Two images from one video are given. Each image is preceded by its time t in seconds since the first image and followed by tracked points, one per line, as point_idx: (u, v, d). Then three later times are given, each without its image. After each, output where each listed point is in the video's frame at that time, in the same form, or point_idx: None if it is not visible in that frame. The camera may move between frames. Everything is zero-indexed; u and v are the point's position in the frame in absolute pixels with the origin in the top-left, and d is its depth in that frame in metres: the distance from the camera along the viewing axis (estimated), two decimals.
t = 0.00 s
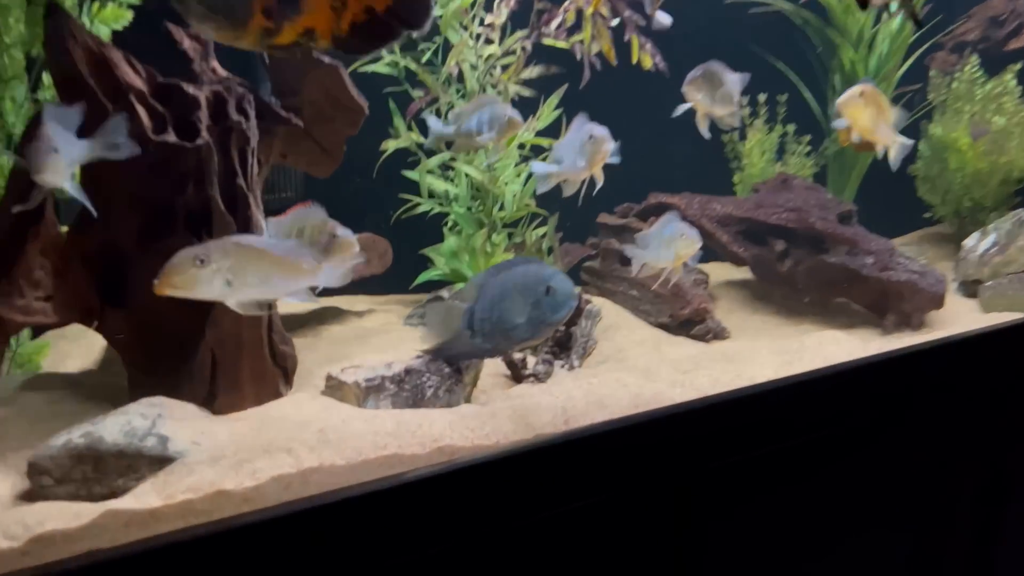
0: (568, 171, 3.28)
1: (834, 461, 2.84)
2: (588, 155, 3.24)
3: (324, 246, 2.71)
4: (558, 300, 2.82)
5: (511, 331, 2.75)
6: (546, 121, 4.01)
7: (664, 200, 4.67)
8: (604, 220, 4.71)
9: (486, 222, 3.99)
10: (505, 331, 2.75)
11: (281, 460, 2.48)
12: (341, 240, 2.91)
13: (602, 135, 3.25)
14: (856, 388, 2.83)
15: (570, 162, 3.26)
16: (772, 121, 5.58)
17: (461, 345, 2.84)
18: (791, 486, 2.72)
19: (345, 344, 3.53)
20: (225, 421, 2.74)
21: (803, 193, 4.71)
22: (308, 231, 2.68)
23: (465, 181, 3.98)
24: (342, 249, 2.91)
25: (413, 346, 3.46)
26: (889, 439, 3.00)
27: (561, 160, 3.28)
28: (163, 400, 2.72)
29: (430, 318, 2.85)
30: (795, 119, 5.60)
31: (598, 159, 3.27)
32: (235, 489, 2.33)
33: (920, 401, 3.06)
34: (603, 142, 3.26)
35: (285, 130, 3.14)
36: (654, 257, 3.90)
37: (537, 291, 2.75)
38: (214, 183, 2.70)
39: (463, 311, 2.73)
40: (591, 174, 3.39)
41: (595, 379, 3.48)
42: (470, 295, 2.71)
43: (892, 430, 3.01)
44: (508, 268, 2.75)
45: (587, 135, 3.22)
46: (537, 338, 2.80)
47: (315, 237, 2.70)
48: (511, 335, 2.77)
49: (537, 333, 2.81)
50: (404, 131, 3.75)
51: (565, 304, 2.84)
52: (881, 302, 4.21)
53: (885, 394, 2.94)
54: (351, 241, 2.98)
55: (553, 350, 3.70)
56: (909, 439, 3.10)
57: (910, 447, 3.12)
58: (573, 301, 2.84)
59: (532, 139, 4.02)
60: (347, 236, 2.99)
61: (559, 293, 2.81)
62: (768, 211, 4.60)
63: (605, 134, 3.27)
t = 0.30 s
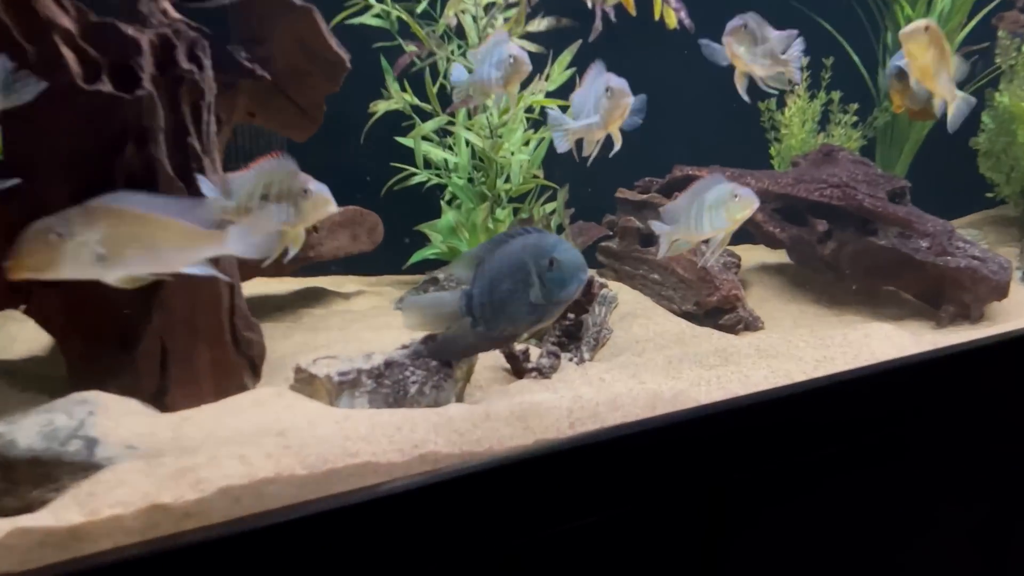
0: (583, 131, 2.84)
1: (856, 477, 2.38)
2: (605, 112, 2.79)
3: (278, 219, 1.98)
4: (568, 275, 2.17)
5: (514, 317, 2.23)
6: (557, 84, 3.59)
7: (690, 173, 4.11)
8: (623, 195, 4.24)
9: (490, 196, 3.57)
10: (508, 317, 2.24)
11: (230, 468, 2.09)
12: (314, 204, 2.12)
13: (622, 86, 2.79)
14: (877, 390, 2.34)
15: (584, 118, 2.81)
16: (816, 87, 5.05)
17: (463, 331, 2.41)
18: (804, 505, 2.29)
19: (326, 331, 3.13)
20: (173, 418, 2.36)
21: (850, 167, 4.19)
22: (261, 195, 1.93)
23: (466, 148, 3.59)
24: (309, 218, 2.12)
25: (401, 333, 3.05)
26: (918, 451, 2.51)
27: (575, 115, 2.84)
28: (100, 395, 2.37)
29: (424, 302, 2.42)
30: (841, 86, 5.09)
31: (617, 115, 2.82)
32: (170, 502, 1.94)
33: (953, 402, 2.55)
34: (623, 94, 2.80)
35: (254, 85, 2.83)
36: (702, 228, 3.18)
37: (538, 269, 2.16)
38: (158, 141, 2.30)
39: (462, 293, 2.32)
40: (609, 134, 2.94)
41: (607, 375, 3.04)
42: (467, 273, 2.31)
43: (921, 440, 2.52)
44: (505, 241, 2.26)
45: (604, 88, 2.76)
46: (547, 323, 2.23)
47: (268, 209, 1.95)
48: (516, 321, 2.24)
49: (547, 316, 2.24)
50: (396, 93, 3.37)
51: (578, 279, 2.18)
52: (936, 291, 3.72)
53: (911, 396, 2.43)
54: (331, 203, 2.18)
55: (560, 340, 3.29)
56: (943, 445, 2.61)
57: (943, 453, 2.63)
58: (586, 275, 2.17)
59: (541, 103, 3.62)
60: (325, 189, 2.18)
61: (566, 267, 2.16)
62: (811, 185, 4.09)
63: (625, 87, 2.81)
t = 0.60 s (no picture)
0: (596, 82, 2.46)
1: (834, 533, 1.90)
2: (619, 59, 2.39)
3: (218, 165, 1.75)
4: (561, 242, 1.77)
5: (504, 295, 1.83)
6: (568, 40, 3.20)
7: (712, 143, 3.67)
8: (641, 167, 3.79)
9: (489, 166, 3.19)
10: (497, 296, 1.84)
11: (152, 472, 1.76)
12: (257, 145, 1.87)
13: (639, 27, 2.36)
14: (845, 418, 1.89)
15: (597, 67, 2.44)
16: (862, 51, 4.55)
17: (450, 317, 1.97)
18: (781, 573, 1.81)
19: (297, 314, 2.79)
20: (101, 410, 2.04)
21: (898, 139, 3.72)
22: (196, 137, 1.70)
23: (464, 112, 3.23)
24: (254, 162, 1.89)
25: (380, 318, 2.70)
26: (918, 497, 2.01)
27: (588, 62, 2.47)
28: (16, 384, 2.08)
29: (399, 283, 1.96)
30: (888, 52, 4.60)
31: (634, 62, 2.41)
32: (73, 512, 1.61)
33: (957, 431, 2.05)
34: (640, 36, 2.37)
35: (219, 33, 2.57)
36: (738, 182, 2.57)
37: (526, 235, 1.75)
38: (81, 83, 1.94)
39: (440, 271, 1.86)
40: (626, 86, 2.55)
41: (613, 370, 2.65)
42: (446, 248, 1.83)
43: (947, 465, 2.06)
44: (492, 206, 1.79)
45: (617, 29, 2.35)
46: (541, 301, 1.84)
47: (206, 154, 1.72)
48: (507, 300, 1.84)
49: (542, 293, 1.84)
50: (385, 48, 3.04)
51: (574, 246, 1.78)
52: (997, 282, 3.20)
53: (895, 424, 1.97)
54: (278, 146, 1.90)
55: (561, 329, 2.89)
56: (958, 487, 2.08)
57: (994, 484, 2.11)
58: (583, 241, 1.76)
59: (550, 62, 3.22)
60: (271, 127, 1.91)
61: (558, 233, 1.76)
62: (853, 160, 3.63)
63: (644, 28, 2.38)
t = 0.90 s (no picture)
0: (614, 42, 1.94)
1: None
2: (644, 11, 1.87)
3: (169, 122, 1.41)
4: (571, 206, 1.36)
5: (506, 271, 1.47)
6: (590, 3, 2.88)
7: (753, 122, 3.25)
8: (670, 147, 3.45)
9: (501, 141, 2.84)
10: (499, 272, 1.48)
11: (85, 472, 1.53)
12: (213, 92, 1.42)
13: None
14: (812, 456, 1.50)
15: (614, 21, 1.91)
16: (922, 26, 4.13)
17: (454, 300, 1.62)
18: None
19: (284, 298, 2.54)
20: (47, 398, 1.82)
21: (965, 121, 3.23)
22: (141, 81, 1.36)
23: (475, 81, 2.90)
24: (210, 113, 1.44)
25: (371, 305, 2.42)
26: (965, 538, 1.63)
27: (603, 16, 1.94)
28: None
29: (394, 260, 1.64)
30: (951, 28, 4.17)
31: (662, 12, 1.87)
32: None
33: (970, 461, 1.64)
34: None
35: None
36: (806, 128, 1.76)
37: (529, 198, 1.38)
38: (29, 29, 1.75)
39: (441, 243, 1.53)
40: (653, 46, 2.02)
41: (631, 370, 2.34)
42: (446, 219, 1.49)
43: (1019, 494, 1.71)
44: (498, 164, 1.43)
45: None
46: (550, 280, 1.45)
47: (152, 106, 1.38)
48: (511, 277, 1.48)
49: (554, 269, 1.45)
50: (390, 10, 2.78)
51: (586, 212, 1.36)
52: None
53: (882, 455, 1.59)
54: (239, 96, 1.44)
55: (575, 322, 2.58)
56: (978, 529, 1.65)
57: None
58: (594, 206, 1.33)
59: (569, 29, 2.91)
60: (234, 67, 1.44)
61: (566, 195, 1.35)
62: (911, 143, 3.19)
63: None
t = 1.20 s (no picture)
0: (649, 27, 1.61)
1: None
2: None
3: (127, 90, 1.15)
4: (581, 184, 1.14)
5: (511, 265, 1.25)
6: None
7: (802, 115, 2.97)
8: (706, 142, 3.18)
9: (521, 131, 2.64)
10: (502, 268, 1.26)
11: (32, 492, 1.34)
12: (173, 53, 1.12)
13: None
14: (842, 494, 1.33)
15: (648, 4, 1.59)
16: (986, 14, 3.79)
17: (457, 304, 1.39)
18: None
19: (281, 296, 2.34)
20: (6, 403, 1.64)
21: None
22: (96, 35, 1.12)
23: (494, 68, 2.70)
24: (171, 79, 1.14)
25: (372, 305, 2.21)
26: None
27: None
28: None
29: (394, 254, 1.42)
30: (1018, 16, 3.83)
31: None
32: None
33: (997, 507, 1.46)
34: None
35: None
36: (892, 99, 1.46)
37: (535, 177, 1.17)
38: None
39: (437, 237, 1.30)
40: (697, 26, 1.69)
41: (658, 386, 2.09)
42: (442, 208, 1.25)
43: None
44: (500, 145, 1.23)
45: None
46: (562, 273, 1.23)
47: (107, 70, 1.13)
48: (516, 272, 1.26)
49: (564, 261, 1.24)
50: None
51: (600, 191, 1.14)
52: None
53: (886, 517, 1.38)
54: (203, 59, 1.13)
55: (597, 329, 2.33)
56: None
57: None
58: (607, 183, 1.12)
59: (598, 11, 2.67)
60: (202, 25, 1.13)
61: (576, 172, 1.15)
62: (975, 141, 2.86)
63: None
